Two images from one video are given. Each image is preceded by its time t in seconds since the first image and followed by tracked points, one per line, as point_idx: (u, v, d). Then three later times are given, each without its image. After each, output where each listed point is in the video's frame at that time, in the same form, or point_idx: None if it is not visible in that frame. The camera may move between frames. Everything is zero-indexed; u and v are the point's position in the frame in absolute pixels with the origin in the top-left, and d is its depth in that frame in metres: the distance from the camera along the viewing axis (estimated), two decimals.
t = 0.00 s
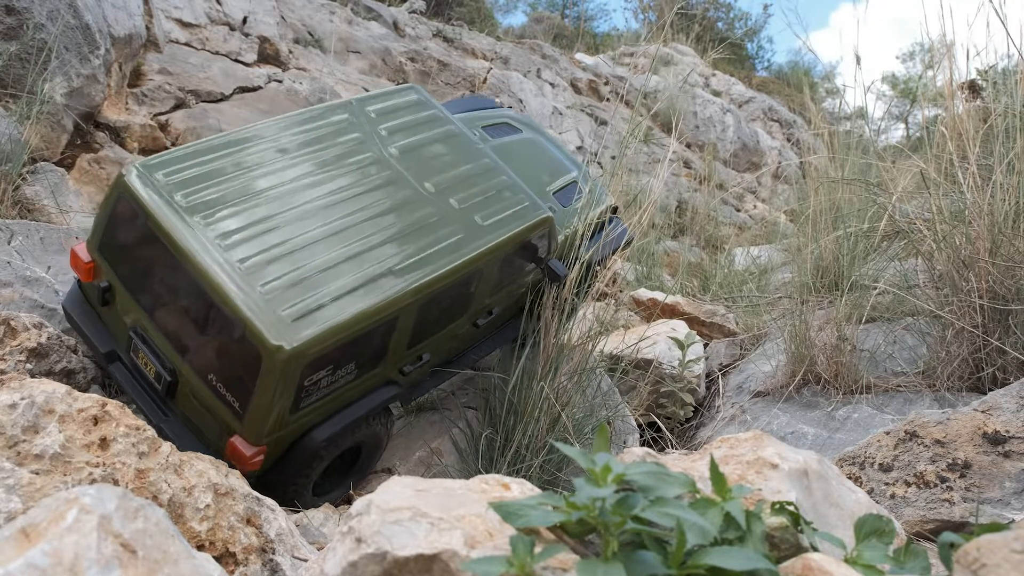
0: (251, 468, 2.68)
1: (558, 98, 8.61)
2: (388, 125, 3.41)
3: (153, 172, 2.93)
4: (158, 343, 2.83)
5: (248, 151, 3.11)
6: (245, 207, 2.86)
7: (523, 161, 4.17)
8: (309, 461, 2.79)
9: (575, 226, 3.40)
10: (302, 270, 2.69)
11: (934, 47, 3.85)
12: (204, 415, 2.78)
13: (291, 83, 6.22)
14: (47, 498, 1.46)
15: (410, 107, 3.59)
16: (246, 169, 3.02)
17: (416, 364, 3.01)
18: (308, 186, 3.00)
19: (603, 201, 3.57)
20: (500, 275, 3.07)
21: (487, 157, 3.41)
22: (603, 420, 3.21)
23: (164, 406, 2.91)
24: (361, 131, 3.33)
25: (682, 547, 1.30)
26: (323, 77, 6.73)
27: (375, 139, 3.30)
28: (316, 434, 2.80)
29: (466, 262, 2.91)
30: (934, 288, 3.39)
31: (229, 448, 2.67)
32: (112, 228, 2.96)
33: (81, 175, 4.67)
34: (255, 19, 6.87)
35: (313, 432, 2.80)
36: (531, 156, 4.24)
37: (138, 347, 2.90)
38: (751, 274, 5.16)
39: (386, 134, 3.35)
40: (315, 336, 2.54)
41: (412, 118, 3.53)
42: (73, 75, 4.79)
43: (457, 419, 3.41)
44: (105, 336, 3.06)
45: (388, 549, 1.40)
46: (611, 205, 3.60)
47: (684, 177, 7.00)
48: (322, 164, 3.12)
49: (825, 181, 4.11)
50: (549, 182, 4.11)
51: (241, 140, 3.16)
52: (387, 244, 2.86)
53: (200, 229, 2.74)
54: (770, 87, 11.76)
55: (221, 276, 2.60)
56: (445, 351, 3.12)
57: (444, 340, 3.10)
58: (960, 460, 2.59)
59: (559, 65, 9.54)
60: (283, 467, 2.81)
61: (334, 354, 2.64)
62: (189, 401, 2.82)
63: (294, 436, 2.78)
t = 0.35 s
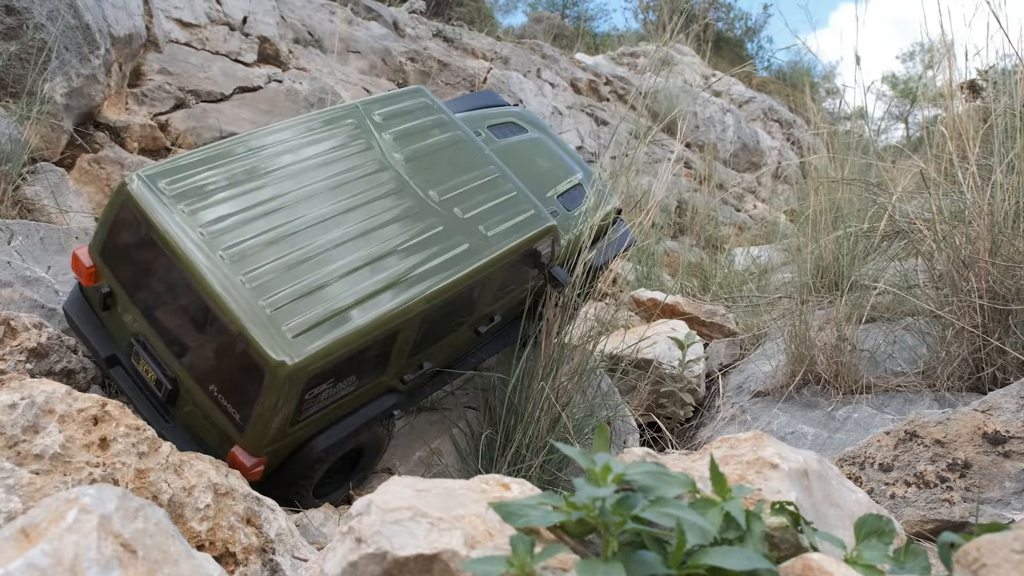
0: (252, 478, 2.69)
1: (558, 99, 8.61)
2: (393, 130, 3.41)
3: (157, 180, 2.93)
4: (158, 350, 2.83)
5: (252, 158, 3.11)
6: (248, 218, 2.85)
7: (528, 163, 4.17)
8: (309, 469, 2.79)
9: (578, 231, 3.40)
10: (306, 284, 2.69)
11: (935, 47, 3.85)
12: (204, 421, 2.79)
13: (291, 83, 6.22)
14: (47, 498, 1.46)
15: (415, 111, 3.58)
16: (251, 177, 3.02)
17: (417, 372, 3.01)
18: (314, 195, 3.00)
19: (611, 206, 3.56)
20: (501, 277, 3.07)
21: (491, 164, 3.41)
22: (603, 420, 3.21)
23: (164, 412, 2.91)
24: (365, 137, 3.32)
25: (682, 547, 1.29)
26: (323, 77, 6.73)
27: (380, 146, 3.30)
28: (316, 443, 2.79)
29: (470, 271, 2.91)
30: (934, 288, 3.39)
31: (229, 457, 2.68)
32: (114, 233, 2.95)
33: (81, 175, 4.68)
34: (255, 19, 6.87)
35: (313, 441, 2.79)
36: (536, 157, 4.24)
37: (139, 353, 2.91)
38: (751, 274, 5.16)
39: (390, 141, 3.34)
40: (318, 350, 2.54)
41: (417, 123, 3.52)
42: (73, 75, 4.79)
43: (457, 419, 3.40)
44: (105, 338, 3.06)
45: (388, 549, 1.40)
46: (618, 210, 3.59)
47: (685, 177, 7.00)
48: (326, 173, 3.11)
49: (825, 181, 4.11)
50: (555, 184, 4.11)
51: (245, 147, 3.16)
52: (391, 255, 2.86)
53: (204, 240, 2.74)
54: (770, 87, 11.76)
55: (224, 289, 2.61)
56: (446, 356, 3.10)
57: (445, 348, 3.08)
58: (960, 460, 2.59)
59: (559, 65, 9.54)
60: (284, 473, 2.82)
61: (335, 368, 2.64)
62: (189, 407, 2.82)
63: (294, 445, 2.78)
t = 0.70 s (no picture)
0: (253, 477, 2.69)
1: (558, 99, 8.61)
2: (391, 130, 3.41)
3: (155, 180, 2.93)
4: (158, 349, 2.82)
5: (250, 158, 3.11)
6: (247, 217, 2.86)
7: (527, 163, 4.17)
8: (309, 468, 2.79)
9: (577, 230, 3.39)
10: (305, 282, 2.69)
11: (934, 47, 3.85)
12: (204, 421, 2.78)
13: (291, 83, 6.22)
14: (47, 498, 1.46)
15: (413, 111, 3.59)
16: (249, 177, 3.02)
17: (417, 370, 3.01)
18: (312, 195, 3.00)
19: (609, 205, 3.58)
20: (500, 276, 3.07)
21: (490, 163, 3.41)
22: (603, 420, 3.21)
23: (164, 412, 2.91)
24: (364, 136, 3.32)
25: (682, 547, 1.29)
26: (323, 77, 6.73)
27: (378, 145, 3.30)
28: (316, 442, 2.79)
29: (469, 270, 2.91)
30: (934, 288, 3.39)
31: (229, 455, 2.68)
32: (113, 233, 2.95)
33: (81, 175, 4.67)
34: (255, 19, 6.87)
35: (313, 441, 2.79)
36: (534, 157, 4.24)
37: (139, 353, 2.91)
38: (751, 274, 5.16)
39: (389, 140, 3.34)
40: (318, 349, 2.54)
41: (416, 122, 3.53)
42: (73, 75, 4.79)
43: (457, 419, 3.41)
44: (105, 339, 3.06)
45: (388, 549, 1.40)
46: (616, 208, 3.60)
47: (685, 176, 7.00)
48: (325, 173, 3.12)
49: (825, 181, 4.11)
50: (553, 184, 4.11)
51: (244, 146, 3.16)
52: (389, 254, 2.86)
53: (203, 240, 2.74)
54: (770, 87, 11.76)
55: (224, 288, 2.61)
56: (445, 355, 3.10)
57: (444, 347, 3.08)
58: (960, 459, 2.59)
59: (559, 65, 9.54)
60: (285, 472, 2.81)
61: (335, 366, 2.64)
62: (189, 407, 2.82)
63: (294, 444, 2.78)
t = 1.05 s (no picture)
0: (253, 477, 2.69)
1: (558, 99, 8.61)
2: (391, 129, 3.41)
3: (155, 180, 2.93)
4: (158, 350, 2.82)
5: (250, 158, 3.10)
6: (247, 217, 2.86)
7: (526, 162, 4.17)
8: (309, 468, 2.79)
9: (577, 229, 3.39)
10: (305, 282, 2.69)
11: (934, 46, 3.85)
12: (204, 421, 2.78)
13: (291, 83, 6.22)
14: (48, 498, 1.46)
15: (413, 111, 3.59)
16: (249, 176, 3.02)
17: (417, 371, 3.01)
18: (312, 195, 3.00)
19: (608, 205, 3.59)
20: (501, 276, 3.07)
21: (490, 163, 3.42)
22: (603, 420, 3.21)
23: (164, 412, 2.91)
24: (364, 136, 3.32)
25: (682, 546, 1.29)
26: (323, 77, 6.73)
27: (378, 145, 3.30)
28: (316, 442, 2.79)
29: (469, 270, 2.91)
30: (934, 288, 3.39)
31: (229, 455, 2.68)
32: (114, 234, 2.96)
33: (81, 175, 4.67)
34: (255, 19, 6.87)
35: (313, 441, 2.79)
36: (535, 157, 4.24)
37: (139, 354, 2.90)
38: (751, 274, 5.16)
39: (389, 140, 3.34)
40: (318, 349, 2.55)
41: (416, 122, 3.53)
42: (73, 75, 4.79)
43: (457, 419, 3.40)
44: (106, 340, 3.06)
45: (388, 549, 1.40)
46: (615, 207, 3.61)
47: (685, 176, 7.00)
48: (325, 172, 3.12)
49: (824, 181, 4.11)
50: (554, 184, 4.12)
51: (244, 146, 3.16)
52: (389, 254, 2.86)
53: (203, 241, 2.74)
54: (771, 87, 11.76)
55: (224, 288, 2.61)
56: (445, 355, 3.10)
57: (444, 347, 3.08)
58: (960, 459, 2.59)
59: (559, 65, 9.54)
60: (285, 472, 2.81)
61: (336, 366, 2.64)
62: (189, 407, 2.82)
63: (295, 444, 2.78)
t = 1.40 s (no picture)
0: (253, 478, 2.69)
1: (558, 99, 8.61)
2: (392, 129, 3.41)
3: (155, 180, 2.93)
4: (159, 349, 2.82)
5: (251, 158, 3.10)
6: (247, 217, 2.86)
7: (526, 162, 4.17)
8: (309, 468, 2.78)
9: (578, 229, 3.40)
10: (305, 283, 2.69)
11: (934, 46, 3.85)
12: (204, 421, 2.78)
13: (291, 83, 6.22)
14: (48, 497, 1.46)
15: (413, 111, 3.59)
16: (250, 177, 3.02)
17: (417, 371, 3.01)
18: (313, 195, 3.00)
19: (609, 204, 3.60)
20: (502, 276, 3.07)
21: (490, 163, 3.42)
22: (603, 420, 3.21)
23: (165, 413, 2.91)
24: (364, 136, 3.33)
25: (682, 547, 1.29)
26: (323, 77, 6.73)
27: (378, 144, 3.30)
28: (316, 442, 2.79)
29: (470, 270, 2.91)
30: (934, 288, 3.39)
31: (230, 455, 2.68)
32: (114, 234, 2.95)
33: (81, 175, 4.67)
34: (255, 19, 6.87)
35: (313, 441, 2.79)
36: (535, 157, 4.24)
37: (140, 354, 2.90)
38: (751, 274, 5.16)
39: (389, 140, 3.34)
40: (319, 349, 2.55)
41: (416, 122, 3.53)
42: (73, 75, 4.79)
43: (457, 419, 3.40)
44: (106, 340, 3.06)
45: (387, 549, 1.40)
46: (616, 206, 3.61)
47: (685, 176, 7.01)
48: (326, 172, 3.12)
49: (824, 181, 4.11)
50: (554, 185, 4.12)
51: (244, 146, 3.16)
52: (391, 254, 2.86)
53: (204, 241, 2.74)
54: (771, 87, 11.76)
55: (225, 289, 2.61)
56: (446, 355, 3.10)
57: (445, 347, 3.08)
58: (960, 460, 2.59)
59: (559, 65, 9.54)
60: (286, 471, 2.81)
61: (337, 366, 2.65)
62: (189, 407, 2.81)
63: (295, 444, 2.78)
